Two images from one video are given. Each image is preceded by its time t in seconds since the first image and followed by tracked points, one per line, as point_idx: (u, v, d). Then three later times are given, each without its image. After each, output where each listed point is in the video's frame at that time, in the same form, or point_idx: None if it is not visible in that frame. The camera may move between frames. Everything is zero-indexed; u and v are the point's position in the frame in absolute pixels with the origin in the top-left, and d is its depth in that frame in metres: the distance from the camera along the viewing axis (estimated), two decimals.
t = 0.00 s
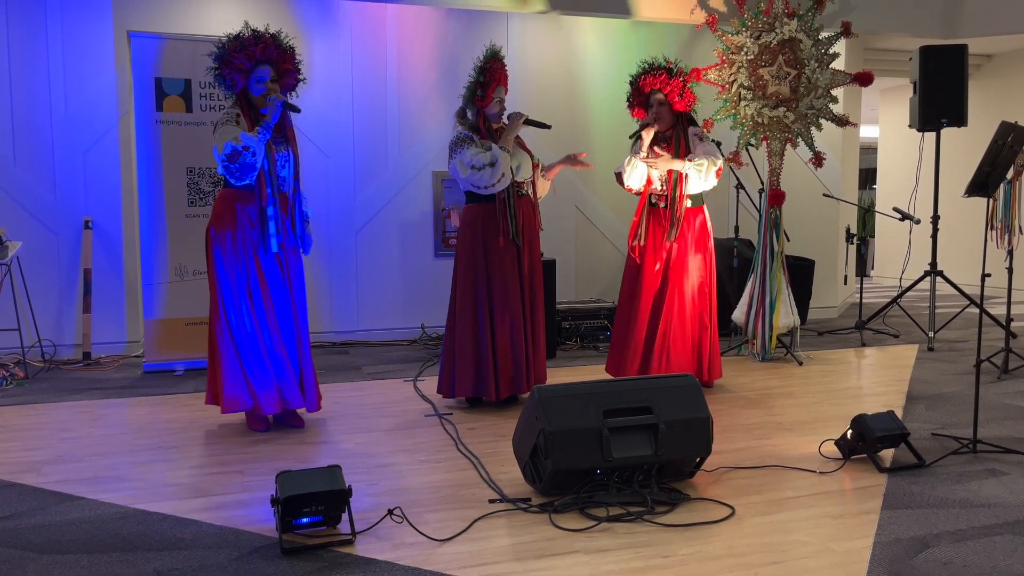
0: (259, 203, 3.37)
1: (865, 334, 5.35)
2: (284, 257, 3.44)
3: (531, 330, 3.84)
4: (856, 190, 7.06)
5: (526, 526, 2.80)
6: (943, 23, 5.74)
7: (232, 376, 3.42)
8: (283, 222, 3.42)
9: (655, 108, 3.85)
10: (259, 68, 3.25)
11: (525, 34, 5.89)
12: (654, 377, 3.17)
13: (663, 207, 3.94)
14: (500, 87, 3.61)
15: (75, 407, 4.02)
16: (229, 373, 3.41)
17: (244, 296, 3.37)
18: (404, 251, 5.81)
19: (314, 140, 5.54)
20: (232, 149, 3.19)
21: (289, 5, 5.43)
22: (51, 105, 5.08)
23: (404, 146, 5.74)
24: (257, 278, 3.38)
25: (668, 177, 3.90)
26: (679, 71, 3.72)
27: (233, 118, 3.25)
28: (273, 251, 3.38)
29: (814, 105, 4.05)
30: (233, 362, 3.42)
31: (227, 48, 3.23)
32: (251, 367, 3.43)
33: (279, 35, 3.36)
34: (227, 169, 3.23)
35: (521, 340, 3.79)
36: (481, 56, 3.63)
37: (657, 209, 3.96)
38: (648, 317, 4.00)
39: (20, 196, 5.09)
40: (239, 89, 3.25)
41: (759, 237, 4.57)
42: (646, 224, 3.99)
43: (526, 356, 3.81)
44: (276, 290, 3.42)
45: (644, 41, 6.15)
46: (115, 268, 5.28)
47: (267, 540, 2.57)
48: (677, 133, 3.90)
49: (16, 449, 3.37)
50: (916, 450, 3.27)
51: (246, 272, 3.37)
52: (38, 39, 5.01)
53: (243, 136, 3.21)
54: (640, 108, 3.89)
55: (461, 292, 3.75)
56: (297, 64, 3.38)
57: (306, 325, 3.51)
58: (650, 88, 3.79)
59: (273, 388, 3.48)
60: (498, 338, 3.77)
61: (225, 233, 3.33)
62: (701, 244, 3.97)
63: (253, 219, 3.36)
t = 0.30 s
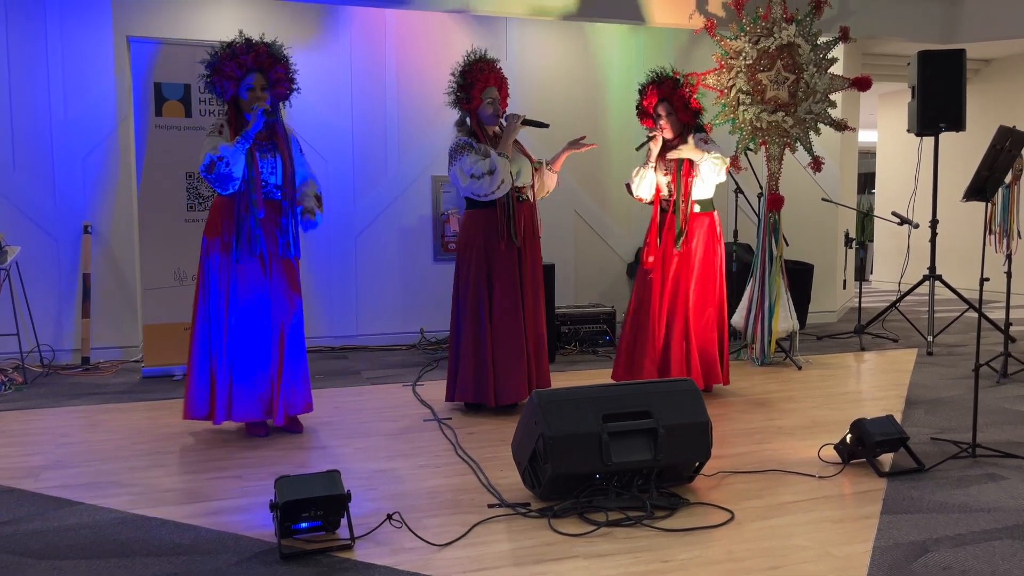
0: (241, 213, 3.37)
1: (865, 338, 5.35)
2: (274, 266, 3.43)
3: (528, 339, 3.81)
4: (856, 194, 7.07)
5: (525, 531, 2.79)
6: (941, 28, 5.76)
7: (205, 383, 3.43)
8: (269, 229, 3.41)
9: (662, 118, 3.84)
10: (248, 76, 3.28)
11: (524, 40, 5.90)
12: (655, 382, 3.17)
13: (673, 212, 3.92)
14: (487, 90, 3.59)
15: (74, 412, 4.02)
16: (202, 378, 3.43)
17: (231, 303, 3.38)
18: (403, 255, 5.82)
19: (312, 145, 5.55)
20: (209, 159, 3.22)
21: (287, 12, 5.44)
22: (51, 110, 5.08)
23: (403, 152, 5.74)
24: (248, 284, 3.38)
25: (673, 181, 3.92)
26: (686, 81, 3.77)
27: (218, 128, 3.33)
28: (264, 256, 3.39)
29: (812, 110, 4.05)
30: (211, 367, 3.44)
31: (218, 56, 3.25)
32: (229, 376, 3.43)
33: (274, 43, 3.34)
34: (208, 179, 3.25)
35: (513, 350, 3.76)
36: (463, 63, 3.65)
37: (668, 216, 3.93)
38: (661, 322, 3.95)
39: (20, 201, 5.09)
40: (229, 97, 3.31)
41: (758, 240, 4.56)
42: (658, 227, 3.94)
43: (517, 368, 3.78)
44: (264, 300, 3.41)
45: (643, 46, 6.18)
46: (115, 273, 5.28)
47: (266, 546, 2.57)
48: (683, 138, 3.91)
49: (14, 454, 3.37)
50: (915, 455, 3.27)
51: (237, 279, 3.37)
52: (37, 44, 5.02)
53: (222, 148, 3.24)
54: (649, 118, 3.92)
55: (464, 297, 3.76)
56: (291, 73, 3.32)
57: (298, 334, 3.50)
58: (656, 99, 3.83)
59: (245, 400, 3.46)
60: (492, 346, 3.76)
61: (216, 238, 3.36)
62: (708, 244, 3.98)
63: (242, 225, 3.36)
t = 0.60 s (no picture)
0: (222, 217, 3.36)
1: (858, 346, 5.36)
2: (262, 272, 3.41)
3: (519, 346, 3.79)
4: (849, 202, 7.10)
5: (520, 539, 2.79)
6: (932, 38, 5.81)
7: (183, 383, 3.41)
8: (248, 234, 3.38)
9: (665, 129, 3.75)
10: (241, 80, 3.28)
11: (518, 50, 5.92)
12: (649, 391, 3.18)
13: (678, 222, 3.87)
14: (478, 94, 3.59)
15: (67, 420, 4.00)
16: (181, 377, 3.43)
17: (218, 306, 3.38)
18: (398, 263, 5.81)
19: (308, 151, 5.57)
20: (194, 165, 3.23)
21: (282, 20, 5.45)
22: (44, 118, 5.07)
23: (398, 160, 5.74)
24: (237, 289, 3.38)
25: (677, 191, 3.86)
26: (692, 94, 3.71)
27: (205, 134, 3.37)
28: (249, 259, 3.39)
29: (805, 119, 4.10)
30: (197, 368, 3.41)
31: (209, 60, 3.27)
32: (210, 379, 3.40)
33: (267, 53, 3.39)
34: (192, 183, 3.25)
35: (502, 356, 3.74)
36: (449, 74, 3.66)
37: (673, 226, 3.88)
38: (665, 329, 3.93)
39: (13, 209, 5.07)
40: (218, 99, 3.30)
41: (752, 249, 4.57)
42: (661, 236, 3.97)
43: (507, 374, 3.74)
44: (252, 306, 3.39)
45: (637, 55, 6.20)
46: (108, 281, 5.26)
47: (259, 555, 2.55)
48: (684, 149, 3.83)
49: (6, 464, 3.35)
50: (910, 463, 3.27)
51: (225, 283, 3.37)
52: (31, 52, 5.01)
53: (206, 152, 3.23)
54: (649, 127, 3.82)
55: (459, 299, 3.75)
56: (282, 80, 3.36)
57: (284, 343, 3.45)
58: (662, 109, 3.73)
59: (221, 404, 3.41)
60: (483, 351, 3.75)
61: (214, 245, 3.40)
62: (709, 252, 3.91)
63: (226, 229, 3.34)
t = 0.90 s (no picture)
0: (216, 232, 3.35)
1: (844, 358, 5.39)
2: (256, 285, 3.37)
3: (512, 358, 3.79)
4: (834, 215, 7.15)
5: (506, 554, 2.78)
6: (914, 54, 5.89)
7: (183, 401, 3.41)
8: (241, 247, 3.36)
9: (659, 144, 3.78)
10: (227, 93, 3.29)
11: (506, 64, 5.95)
12: (635, 405, 3.18)
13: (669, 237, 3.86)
14: (459, 109, 3.61)
15: (49, 435, 3.96)
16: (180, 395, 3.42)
17: (212, 321, 3.36)
18: (386, 275, 5.81)
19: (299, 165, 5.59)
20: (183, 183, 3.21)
21: (269, 34, 5.45)
22: (30, 130, 5.05)
23: (386, 173, 5.75)
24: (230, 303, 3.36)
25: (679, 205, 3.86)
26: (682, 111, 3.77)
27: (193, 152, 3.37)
28: (245, 274, 3.36)
29: (790, 133, 4.09)
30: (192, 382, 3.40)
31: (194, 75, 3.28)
32: (209, 393, 3.41)
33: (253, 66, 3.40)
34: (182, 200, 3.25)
35: (497, 369, 3.73)
36: (427, 92, 3.68)
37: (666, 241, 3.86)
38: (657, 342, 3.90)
39: None
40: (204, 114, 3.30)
41: (737, 262, 4.58)
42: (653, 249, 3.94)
43: (501, 387, 3.74)
44: (249, 318, 3.37)
45: (623, 69, 6.24)
46: (93, 294, 5.23)
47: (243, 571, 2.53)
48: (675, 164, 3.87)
49: None
50: (894, 475, 3.29)
51: (219, 297, 3.36)
52: (18, 64, 5.00)
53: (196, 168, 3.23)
54: (638, 144, 3.81)
55: (445, 310, 3.75)
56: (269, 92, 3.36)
57: (281, 355, 3.45)
58: (654, 124, 3.75)
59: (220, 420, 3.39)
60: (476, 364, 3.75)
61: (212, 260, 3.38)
62: (703, 264, 3.97)
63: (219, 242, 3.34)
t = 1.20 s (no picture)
0: (201, 242, 3.31)
1: (819, 369, 5.43)
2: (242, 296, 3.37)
3: (490, 369, 3.79)
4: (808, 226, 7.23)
5: (483, 567, 2.77)
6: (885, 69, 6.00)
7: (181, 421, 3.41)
8: (230, 255, 3.33)
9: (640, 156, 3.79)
10: (207, 103, 3.26)
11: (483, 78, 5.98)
12: (611, 416, 3.19)
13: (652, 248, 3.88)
14: (433, 121, 3.62)
15: (18, 451, 3.89)
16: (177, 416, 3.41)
17: (203, 337, 3.34)
18: (363, 286, 5.79)
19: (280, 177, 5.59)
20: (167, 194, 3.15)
21: (247, 45, 5.44)
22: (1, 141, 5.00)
23: (363, 184, 5.74)
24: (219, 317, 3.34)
25: (666, 219, 3.85)
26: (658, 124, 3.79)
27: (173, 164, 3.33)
28: (235, 284, 3.34)
29: (765, 146, 4.11)
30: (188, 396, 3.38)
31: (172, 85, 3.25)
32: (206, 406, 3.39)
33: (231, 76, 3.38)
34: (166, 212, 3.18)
35: (475, 381, 3.73)
36: (402, 105, 3.69)
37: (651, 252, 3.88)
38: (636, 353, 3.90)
39: None
40: (184, 124, 3.28)
41: (713, 274, 4.60)
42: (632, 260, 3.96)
43: (481, 399, 3.74)
44: (244, 328, 3.38)
45: (600, 83, 6.29)
46: (65, 307, 5.17)
47: None
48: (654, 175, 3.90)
49: None
50: (868, 485, 3.32)
51: (201, 313, 3.33)
52: None
53: (182, 178, 3.18)
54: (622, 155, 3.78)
55: (424, 322, 3.73)
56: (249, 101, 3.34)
57: (274, 361, 3.47)
58: (634, 136, 3.75)
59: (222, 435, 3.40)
60: (454, 376, 3.74)
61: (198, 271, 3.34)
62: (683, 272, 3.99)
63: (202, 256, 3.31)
